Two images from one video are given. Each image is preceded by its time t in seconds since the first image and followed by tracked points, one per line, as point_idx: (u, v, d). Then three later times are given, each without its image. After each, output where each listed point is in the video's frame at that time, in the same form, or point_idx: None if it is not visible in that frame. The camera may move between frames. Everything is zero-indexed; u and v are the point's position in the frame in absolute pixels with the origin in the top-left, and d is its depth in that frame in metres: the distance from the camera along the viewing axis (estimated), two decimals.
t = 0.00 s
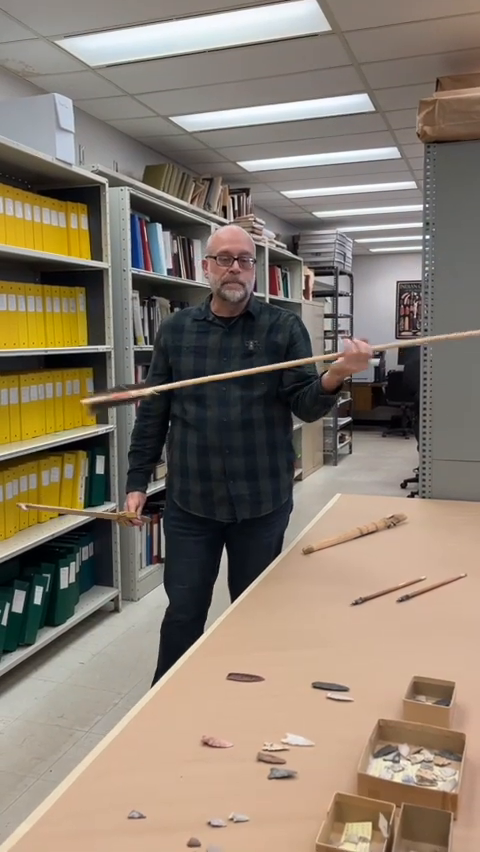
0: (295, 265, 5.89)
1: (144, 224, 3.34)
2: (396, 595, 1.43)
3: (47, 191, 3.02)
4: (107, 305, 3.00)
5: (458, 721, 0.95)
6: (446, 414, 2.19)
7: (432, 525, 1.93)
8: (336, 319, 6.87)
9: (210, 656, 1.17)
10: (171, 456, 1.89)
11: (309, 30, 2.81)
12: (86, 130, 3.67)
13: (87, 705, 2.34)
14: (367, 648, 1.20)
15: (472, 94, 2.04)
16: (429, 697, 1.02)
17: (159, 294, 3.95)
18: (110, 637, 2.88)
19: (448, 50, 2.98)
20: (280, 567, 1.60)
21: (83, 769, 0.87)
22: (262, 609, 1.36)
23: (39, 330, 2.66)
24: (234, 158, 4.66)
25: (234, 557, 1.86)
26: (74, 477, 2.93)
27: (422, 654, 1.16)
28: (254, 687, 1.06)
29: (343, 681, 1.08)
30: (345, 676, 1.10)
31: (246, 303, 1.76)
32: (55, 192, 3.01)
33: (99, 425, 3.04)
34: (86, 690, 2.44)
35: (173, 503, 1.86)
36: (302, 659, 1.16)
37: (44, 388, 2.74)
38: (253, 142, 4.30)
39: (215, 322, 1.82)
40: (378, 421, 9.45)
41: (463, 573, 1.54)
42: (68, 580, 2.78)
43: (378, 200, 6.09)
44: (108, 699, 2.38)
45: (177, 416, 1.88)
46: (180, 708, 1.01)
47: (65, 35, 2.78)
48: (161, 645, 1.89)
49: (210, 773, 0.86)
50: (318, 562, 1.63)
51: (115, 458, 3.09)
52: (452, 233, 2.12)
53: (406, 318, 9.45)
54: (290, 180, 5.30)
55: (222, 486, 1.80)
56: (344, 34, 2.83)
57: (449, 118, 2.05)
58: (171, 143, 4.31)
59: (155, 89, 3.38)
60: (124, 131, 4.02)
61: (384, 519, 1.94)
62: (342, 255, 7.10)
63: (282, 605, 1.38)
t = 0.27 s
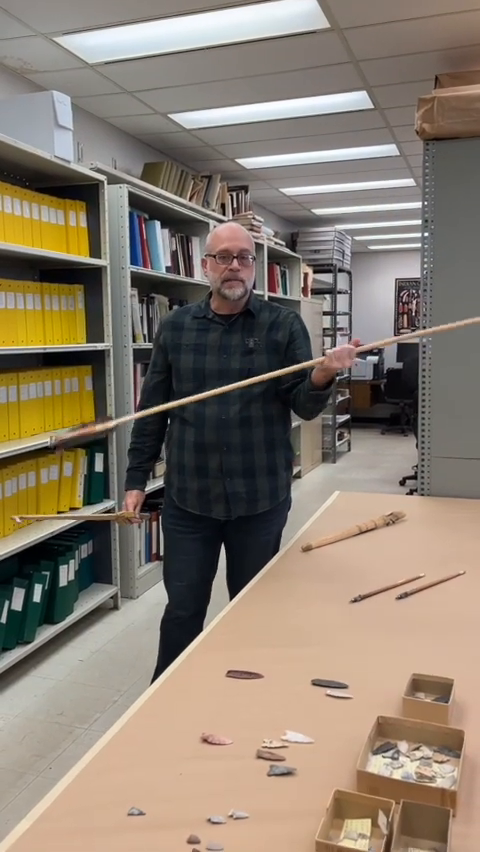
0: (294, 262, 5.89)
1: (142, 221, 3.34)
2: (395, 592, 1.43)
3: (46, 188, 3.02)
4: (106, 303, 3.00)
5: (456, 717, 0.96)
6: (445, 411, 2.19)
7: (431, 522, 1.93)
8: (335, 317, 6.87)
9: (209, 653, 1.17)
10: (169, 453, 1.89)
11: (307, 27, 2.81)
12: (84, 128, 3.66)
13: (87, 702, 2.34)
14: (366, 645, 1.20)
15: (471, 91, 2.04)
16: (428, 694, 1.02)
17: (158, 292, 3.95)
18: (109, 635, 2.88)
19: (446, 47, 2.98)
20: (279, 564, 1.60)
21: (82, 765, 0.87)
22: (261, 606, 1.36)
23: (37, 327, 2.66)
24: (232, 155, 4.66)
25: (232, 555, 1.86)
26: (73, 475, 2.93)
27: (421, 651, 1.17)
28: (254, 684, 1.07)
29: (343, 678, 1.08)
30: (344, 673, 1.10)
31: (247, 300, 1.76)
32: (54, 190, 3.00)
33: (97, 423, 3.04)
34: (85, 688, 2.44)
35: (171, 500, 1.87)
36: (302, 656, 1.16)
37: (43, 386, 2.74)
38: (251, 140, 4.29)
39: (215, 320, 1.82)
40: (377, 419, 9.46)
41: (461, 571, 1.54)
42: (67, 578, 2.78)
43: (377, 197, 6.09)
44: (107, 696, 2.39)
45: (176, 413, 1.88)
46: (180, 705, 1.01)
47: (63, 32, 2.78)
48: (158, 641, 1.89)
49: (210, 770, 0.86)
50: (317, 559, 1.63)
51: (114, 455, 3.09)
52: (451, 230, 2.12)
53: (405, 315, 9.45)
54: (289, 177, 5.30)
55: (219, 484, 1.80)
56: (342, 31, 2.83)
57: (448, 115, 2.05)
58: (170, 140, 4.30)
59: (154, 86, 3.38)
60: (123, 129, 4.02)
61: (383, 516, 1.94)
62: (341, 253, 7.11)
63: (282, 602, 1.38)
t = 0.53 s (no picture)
0: (292, 260, 5.89)
1: (140, 219, 3.34)
2: (393, 590, 1.43)
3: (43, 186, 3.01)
4: (104, 301, 3.00)
5: (454, 714, 0.96)
6: (443, 409, 2.19)
7: (429, 520, 1.93)
8: (333, 315, 6.87)
9: (208, 651, 1.17)
10: (166, 452, 1.89)
11: (305, 25, 2.81)
12: (82, 125, 3.66)
13: (85, 701, 2.34)
14: (364, 642, 1.20)
15: (469, 89, 2.04)
16: (426, 691, 1.03)
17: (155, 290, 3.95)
18: (107, 633, 2.88)
19: (444, 45, 2.98)
20: (276, 562, 1.61)
21: (82, 763, 0.88)
22: (259, 604, 1.36)
23: (35, 326, 2.66)
24: (230, 153, 4.65)
25: (230, 553, 1.86)
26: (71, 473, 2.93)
27: (419, 649, 1.17)
28: (252, 682, 1.07)
29: (341, 675, 1.08)
30: (342, 671, 1.10)
31: (243, 295, 1.76)
32: (51, 188, 3.00)
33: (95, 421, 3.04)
34: (83, 686, 2.44)
35: (169, 498, 1.87)
36: (300, 653, 1.16)
37: (41, 384, 2.73)
38: (249, 137, 4.29)
39: (211, 318, 1.82)
40: (375, 417, 9.46)
41: (459, 569, 1.54)
42: (65, 576, 2.78)
43: (375, 195, 6.08)
44: (105, 694, 2.39)
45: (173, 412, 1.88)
46: (178, 703, 1.01)
47: (61, 29, 2.77)
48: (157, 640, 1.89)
49: (208, 767, 0.86)
50: (315, 557, 1.63)
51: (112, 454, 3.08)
52: (448, 228, 2.12)
53: (403, 313, 9.45)
54: (287, 175, 5.29)
55: (216, 482, 1.80)
56: (340, 29, 2.82)
57: (445, 113, 2.05)
58: (167, 138, 4.30)
59: (152, 84, 3.37)
60: (120, 126, 4.01)
61: (381, 514, 1.94)
62: (339, 251, 7.11)
63: (280, 600, 1.38)
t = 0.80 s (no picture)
0: (289, 259, 5.89)
1: (137, 218, 3.33)
2: (389, 589, 1.43)
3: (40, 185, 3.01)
4: (101, 300, 3.00)
5: (451, 712, 0.96)
6: (439, 407, 2.19)
7: (425, 519, 1.93)
8: (330, 313, 6.87)
9: (205, 650, 1.17)
10: (163, 451, 1.89)
11: (302, 23, 2.80)
12: (78, 124, 3.65)
13: (82, 700, 2.34)
14: (361, 641, 1.20)
15: (466, 88, 2.04)
16: (423, 689, 1.03)
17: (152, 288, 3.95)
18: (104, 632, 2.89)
19: (441, 43, 2.98)
20: (273, 561, 1.61)
21: (78, 762, 0.87)
22: (256, 603, 1.36)
23: (32, 324, 2.65)
24: (227, 151, 4.65)
25: (227, 552, 1.86)
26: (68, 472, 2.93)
27: (416, 647, 1.17)
28: (249, 680, 1.07)
29: (337, 674, 1.09)
30: (339, 669, 1.10)
31: (239, 293, 1.75)
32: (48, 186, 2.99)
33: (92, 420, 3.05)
34: (80, 685, 2.44)
35: (165, 498, 1.87)
36: (297, 652, 1.16)
37: (38, 383, 2.73)
38: (246, 136, 4.28)
39: (208, 316, 1.82)
40: (372, 415, 9.47)
41: (456, 567, 1.55)
42: (62, 575, 2.78)
43: (372, 193, 6.08)
44: (102, 693, 2.39)
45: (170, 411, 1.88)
46: (175, 701, 1.01)
47: (57, 27, 2.77)
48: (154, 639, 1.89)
49: (205, 765, 0.86)
50: (312, 555, 1.64)
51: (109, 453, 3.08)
52: (445, 226, 2.12)
53: (400, 312, 9.45)
54: (284, 174, 5.29)
55: (213, 481, 1.80)
56: (337, 27, 2.82)
57: (442, 112, 2.05)
58: (164, 137, 4.29)
59: (148, 82, 3.37)
60: (117, 125, 4.01)
61: (378, 513, 1.94)
62: (336, 249, 7.11)
63: (277, 598, 1.38)
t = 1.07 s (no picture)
0: (286, 258, 5.89)
1: (134, 217, 3.33)
2: (387, 587, 1.43)
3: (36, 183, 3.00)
4: (98, 300, 2.99)
5: (448, 711, 0.96)
6: (437, 406, 2.19)
7: (422, 517, 1.94)
8: (327, 313, 6.88)
9: (202, 649, 1.17)
10: (160, 451, 1.89)
11: (298, 22, 2.80)
12: (75, 122, 3.65)
13: (79, 699, 2.34)
14: (358, 640, 1.20)
15: (463, 87, 2.04)
16: (420, 688, 1.03)
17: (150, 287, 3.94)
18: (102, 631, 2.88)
19: (437, 42, 2.98)
20: (270, 559, 1.61)
21: (75, 761, 0.87)
22: (254, 602, 1.36)
23: (29, 323, 2.65)
24: (224, 150, 4.64)
25: (223, 552, 1.86)
26: (65, 472, 2.93)
27: (413, 646, 1.17)
28: (246, 679, 1.07)
29: (335, 672, 1.09)
30: (336, 667, 1.10)
31: (236, 293, 1.75)
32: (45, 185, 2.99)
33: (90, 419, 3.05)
34: (78, 684, 2.44)
35: (162, 497, 1.87)
36: (294, 650, 1.16)
37: (34, 382, 2.73)
38: (243, 135, 4.28)
39: (205, 315, 1.82)
40: (370, 415, 9.47)
41: (453, 565, 1.55)
42: (60, 574, 2.78)
43: (370, 192, 6.08)
44: (99, 692, 2.38)
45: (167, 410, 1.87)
46: (173, 700, 1.01)
47: (53, 26, 2.76)
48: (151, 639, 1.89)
49: (203, 764, 0.86)
50: (309, 554, 1.63)
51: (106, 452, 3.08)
52: (442, 225, 2.12)
53: (397, 311, 9.46)
54: (281, 173, 5.29)
55: (211, 480, 1.80)
56: (334, 26, 2.82)
57: (439, 111, 2.05)
58: (161, 135, 4.29)
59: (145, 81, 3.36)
60: (114, 124, 4.00)
61: (376, 511, 1.94)
62: (333, 249, 7.11)
63: (274, 597, 1.38)
